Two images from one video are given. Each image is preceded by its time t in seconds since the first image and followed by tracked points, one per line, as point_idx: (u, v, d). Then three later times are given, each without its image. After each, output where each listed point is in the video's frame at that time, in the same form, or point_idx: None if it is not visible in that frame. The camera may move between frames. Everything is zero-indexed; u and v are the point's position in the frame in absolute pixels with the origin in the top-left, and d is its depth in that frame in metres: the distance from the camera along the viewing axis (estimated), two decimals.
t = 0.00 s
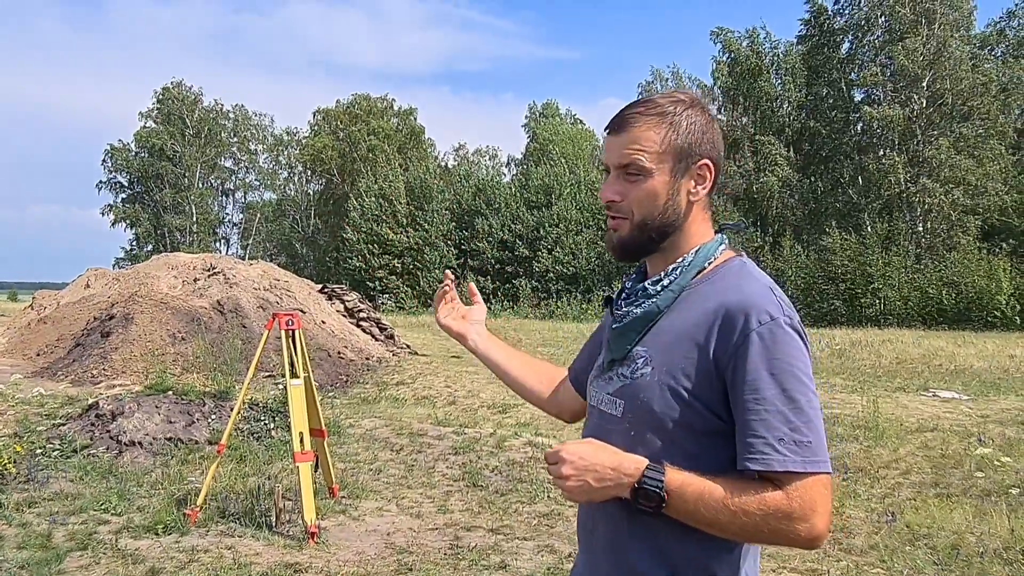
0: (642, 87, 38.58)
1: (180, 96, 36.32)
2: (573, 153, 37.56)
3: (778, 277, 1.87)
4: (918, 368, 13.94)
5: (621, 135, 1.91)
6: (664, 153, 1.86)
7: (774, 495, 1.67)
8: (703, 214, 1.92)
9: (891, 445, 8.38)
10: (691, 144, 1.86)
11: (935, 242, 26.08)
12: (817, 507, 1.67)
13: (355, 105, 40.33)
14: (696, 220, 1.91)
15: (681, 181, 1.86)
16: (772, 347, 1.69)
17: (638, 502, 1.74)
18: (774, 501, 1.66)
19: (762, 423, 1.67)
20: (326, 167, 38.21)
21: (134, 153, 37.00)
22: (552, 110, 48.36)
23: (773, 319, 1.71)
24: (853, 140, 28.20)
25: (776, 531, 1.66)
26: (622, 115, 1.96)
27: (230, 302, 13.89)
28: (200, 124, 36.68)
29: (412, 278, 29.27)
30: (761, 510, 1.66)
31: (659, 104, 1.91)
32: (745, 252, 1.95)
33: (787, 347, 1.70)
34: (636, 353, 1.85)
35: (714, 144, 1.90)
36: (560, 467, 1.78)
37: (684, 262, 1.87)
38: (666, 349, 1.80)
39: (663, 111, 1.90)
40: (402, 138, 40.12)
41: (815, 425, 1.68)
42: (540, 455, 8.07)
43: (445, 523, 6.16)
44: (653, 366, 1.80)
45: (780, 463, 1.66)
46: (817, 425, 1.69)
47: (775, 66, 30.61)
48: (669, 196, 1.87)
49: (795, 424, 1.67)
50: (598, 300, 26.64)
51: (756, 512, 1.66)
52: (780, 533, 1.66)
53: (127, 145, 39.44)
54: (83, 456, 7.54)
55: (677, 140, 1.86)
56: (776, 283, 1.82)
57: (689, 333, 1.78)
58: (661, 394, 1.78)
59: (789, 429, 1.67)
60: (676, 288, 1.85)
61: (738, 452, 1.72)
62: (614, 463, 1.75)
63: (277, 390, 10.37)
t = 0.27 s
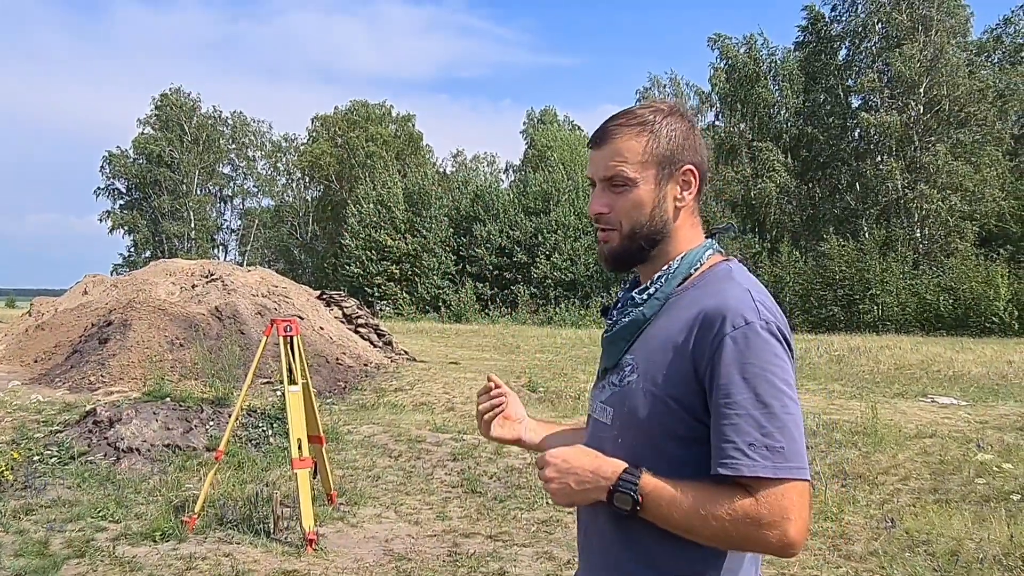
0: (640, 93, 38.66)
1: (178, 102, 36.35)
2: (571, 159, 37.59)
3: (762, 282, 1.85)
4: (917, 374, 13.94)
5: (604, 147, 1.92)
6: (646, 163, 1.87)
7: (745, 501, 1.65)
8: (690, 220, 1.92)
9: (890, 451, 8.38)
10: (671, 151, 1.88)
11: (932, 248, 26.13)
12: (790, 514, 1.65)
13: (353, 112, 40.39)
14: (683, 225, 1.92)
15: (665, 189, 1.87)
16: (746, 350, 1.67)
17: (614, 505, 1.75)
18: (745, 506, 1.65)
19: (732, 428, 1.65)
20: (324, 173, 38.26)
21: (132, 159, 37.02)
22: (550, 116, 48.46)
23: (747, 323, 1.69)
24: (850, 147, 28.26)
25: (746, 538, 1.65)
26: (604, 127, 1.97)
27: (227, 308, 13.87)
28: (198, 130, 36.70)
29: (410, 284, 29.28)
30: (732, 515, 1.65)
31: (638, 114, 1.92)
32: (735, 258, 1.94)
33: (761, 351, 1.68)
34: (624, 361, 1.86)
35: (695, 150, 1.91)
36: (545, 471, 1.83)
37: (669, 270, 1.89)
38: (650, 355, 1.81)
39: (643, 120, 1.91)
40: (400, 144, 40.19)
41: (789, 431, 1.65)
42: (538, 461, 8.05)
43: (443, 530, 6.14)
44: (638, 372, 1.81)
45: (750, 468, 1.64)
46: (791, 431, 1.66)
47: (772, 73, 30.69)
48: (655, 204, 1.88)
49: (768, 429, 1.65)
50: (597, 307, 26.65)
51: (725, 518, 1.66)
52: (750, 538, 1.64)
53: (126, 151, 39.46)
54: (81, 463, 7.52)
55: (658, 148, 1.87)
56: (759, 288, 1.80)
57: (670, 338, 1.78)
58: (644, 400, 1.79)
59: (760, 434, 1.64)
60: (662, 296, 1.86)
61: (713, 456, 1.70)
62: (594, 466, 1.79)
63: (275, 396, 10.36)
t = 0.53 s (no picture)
0: (637, 99, 38.74)
1: (175, 111, 36.41)
2: (569, 165, 37.63)
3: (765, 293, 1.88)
4: (915, 378, 13.94)
5: (604, 157, 1.92)
6: (649, 172, 1.88)
7: (745, 507, 1.65)
8: (688, 227, 1.93)
9: (889, 455, 8.39)
10: (673, 161, 1.89)
11: (929, 252, 26.15)
12: (791, 520, 1.65)
13: (350, 119, 40.47)
14: (683, 235, 1.93)
15: (665, 199, 1.88)
16: (750, 356, 1.69)
17: (613, 519, 1.74)
18: (745, 512, 1.65)
19: (736, 434, 1.67)
20: (322, 180, 38.31)
21: (128, 168, 37.03)
22: (547, 123, 48.56)
23: (753, 329, 1.71)
24: (846, 151, 28.30)
25: (747, 545, 1.64)
26: (605, 137, 1.97)
27: (225, 316, 13.86)
28: (195, 139, 36.73)
29: (407, 291, 29.29)
30: (731, 522, 1.65)
31: (639, 125, 1.93)
32: (735, 268, 1.96)
33: (765, 358, 1.69)
34: (628, 370, 1.86)
35: (696, 160, 1.93)
36: (543, 491, 1.83)
37: (672, 279, 1.90)
38: (656, 363, 1.81)
39: (644, 130, 1.93)
40: (397, 152, 40.24)
41: (792, 437, 1.67)
42: (538, 468, 8.04)
43: (443, 538, 6.13)
44: (643, 381, 1.81)
45: (752, 473, 1.64)
46: (792, 437, 1.67)
47: (768, 78, 30.80)
48: (657, 212, 1.88)
49: (770, 435, 1.66)
50: (595, 313, 26.64)
51: (726, 525, 1.65)
52: (751, 546, 1.64)
53: (123, 160, 39.47)
54: (79, 474, 7.50)
55: (661, 158, 1.88)
56: (761, 296, 1.82)
57: (675, 345, 1.80)
58: (649, 408, 1.79)
59: (762, 440, 1.65)
60: (665, 307, 1.87)
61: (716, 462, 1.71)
62: (592, 484, 1.79)
63: (274, 405, 10.34)
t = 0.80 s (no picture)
0: (636, 102, 38.76)
1: (174, 116, 36.47)
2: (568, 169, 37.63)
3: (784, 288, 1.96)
4: (916, 380, 13.93)
5: (634, 153, 1.95)
6: (682, 169, 1.92)
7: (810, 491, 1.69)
8: (710, 226, 2.00)
9: (891, 457, 8.39)
10: (702, 159, 1.95)
11: (928, 254, 26.13)
12: (846, 507, 1.70)
13: (349, 123, 40.49)
14: (704, 234, 1.99)
15: (696, 196, 1.94)
16: (793, 350, 1.76)
17: (674, 509, 1.67)
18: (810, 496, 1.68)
19: (787, 423, 1.72)
20: (321, 184, 38.33)
21: (128, 173, 37.05)
22: (546, 126, 48.57)
23: (790, 324, 1.78)
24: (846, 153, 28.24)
25: (812, 529, 1.67)
26: (630, 133, 2.00)
27: (225, 321, 13.86)
28: (194, 143, 36.75)
29: (407, 295, 29.27)
30: (801, 509, 1.67)
31: (668, 122, 1.97)
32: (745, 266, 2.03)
33: (805, 351, 1.77)
34: (654, 367, 1.91)
35: (715, 159, 2.00)
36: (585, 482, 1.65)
37: (694, 276, 1.94)
38: (687, 360, 1.86)
39: (670, 128, 1.97)
40: (397, 155, 40.26)
41: (836, 424, 1.74)
42: (539, 471, 8.05)
43: (446, 541, 6.13)
44: (674, 378, 1.86)
45: (807, 460, 1.70)
46: (836, 425, 1.75)
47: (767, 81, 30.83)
48: (689, 208, 1.93)
49: (819, 424, 1.73)
50: (595, 316, 26.61)
51: (796, 513, 1.67)
52: (817, 531, 1.67)
53: (122, 165, 39.48)
54: (80, 479, 7.50)
55: (693, 156, 1.94)
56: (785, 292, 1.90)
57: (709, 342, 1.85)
58: (683, 403, 1.84)
59: (816, 428, 1.72)
60: (691, 303, 1.91)
61: (764, 453, 1.76)
62: (645, 474, 1.69)
63: (274, 409, 10.35)
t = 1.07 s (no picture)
0: (635, 103, 38.77)
1: (173, 119, 36.52)
2: (567, 171, 37.62)
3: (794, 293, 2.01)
4: (916, 381, 13.93)
5: (673, 148, 1.95)
6: (720, 168, 1.95)
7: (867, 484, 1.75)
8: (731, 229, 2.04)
9: (891, 458, 8.38)
10: (735, 162, 1.99)
11: (928, 255, 26.13)
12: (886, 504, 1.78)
13: (348, 126, 40.52)
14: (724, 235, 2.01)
15: (728, 197, 1.98)
16: (826, 354, 1.80)
17: (772, 503, 1.67)
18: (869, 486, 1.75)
19: (832, 423, 1.76)
20: (320, 187, 38.38)
21: (127, 176, 37.08)
22: (545, 128, 48.59)
23: (821, 328, 1.82)
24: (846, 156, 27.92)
25: (872, 520, 1.73)
26: (662, 128, 2.00)
27: (225, 324, 13.86)
28: (193, 146, 36.77)
29: (406, 297, 29.28)
30: (868, 504, 1.73)
31: (705, 121, 1.98)
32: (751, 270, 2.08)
33: (836, 355, 1.81)
34: (674, 368, 1.91)
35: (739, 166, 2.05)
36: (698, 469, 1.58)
37: (715, 276, 1.95)
38: (712, 361, 1.87)
39: (706, 128, 1.98)
40: (396, 158, 40.29)
41: (868, 425, 1.81)
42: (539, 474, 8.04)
43: (446, 544, 6.12)
44: (701, 378, 1.87)
45: (853, 459, 1.75)
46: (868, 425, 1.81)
47: (765, 82, 30.84)
48: (721, 209, 1.96)
49: (856, 423, 1.78)
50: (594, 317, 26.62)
51: (868, 506, 1.72)
52: (877, 525, 1.74)
53: (121, 168, 39.51)
54: (80, 483, 7.50)
55: (730, 158, 1.97)
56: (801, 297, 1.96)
57: (738, 343, 1.87)
58: (711, 403, 1.85)
59: (855, 428, 1.77)
60: (713, 304, 1.92)
61: (804, 452, 1.79)
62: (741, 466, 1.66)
63: (274, 412, 10.35)
